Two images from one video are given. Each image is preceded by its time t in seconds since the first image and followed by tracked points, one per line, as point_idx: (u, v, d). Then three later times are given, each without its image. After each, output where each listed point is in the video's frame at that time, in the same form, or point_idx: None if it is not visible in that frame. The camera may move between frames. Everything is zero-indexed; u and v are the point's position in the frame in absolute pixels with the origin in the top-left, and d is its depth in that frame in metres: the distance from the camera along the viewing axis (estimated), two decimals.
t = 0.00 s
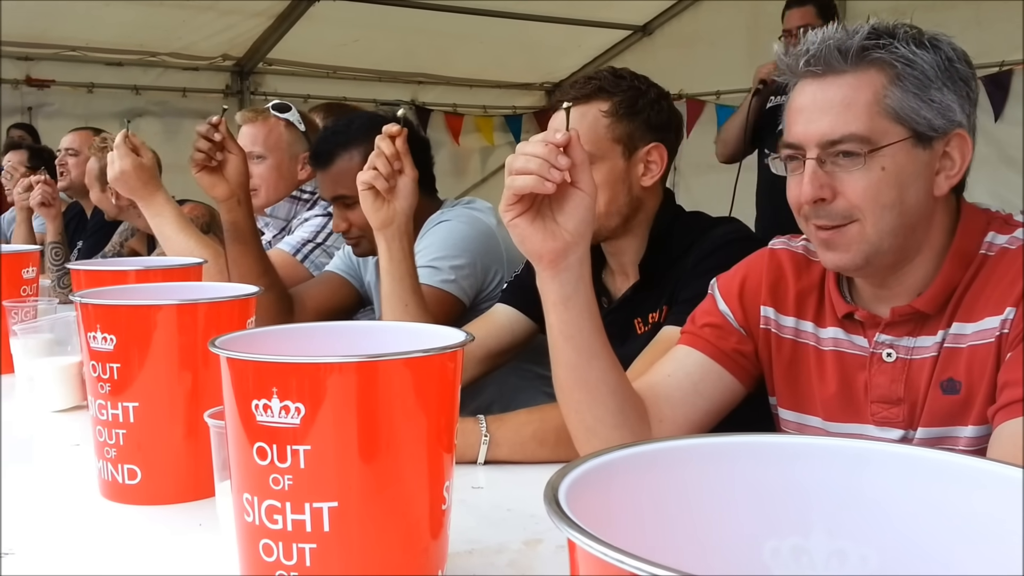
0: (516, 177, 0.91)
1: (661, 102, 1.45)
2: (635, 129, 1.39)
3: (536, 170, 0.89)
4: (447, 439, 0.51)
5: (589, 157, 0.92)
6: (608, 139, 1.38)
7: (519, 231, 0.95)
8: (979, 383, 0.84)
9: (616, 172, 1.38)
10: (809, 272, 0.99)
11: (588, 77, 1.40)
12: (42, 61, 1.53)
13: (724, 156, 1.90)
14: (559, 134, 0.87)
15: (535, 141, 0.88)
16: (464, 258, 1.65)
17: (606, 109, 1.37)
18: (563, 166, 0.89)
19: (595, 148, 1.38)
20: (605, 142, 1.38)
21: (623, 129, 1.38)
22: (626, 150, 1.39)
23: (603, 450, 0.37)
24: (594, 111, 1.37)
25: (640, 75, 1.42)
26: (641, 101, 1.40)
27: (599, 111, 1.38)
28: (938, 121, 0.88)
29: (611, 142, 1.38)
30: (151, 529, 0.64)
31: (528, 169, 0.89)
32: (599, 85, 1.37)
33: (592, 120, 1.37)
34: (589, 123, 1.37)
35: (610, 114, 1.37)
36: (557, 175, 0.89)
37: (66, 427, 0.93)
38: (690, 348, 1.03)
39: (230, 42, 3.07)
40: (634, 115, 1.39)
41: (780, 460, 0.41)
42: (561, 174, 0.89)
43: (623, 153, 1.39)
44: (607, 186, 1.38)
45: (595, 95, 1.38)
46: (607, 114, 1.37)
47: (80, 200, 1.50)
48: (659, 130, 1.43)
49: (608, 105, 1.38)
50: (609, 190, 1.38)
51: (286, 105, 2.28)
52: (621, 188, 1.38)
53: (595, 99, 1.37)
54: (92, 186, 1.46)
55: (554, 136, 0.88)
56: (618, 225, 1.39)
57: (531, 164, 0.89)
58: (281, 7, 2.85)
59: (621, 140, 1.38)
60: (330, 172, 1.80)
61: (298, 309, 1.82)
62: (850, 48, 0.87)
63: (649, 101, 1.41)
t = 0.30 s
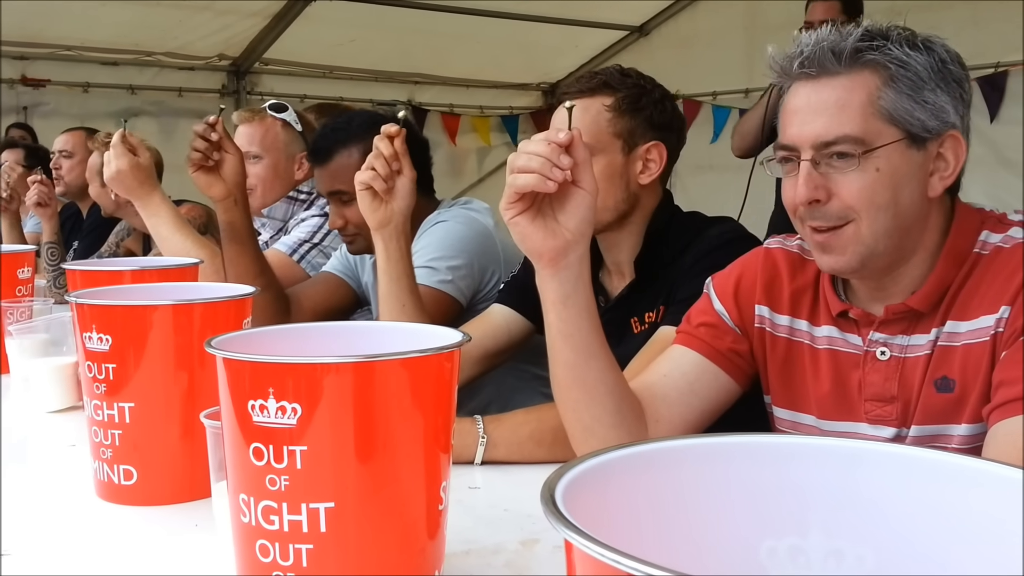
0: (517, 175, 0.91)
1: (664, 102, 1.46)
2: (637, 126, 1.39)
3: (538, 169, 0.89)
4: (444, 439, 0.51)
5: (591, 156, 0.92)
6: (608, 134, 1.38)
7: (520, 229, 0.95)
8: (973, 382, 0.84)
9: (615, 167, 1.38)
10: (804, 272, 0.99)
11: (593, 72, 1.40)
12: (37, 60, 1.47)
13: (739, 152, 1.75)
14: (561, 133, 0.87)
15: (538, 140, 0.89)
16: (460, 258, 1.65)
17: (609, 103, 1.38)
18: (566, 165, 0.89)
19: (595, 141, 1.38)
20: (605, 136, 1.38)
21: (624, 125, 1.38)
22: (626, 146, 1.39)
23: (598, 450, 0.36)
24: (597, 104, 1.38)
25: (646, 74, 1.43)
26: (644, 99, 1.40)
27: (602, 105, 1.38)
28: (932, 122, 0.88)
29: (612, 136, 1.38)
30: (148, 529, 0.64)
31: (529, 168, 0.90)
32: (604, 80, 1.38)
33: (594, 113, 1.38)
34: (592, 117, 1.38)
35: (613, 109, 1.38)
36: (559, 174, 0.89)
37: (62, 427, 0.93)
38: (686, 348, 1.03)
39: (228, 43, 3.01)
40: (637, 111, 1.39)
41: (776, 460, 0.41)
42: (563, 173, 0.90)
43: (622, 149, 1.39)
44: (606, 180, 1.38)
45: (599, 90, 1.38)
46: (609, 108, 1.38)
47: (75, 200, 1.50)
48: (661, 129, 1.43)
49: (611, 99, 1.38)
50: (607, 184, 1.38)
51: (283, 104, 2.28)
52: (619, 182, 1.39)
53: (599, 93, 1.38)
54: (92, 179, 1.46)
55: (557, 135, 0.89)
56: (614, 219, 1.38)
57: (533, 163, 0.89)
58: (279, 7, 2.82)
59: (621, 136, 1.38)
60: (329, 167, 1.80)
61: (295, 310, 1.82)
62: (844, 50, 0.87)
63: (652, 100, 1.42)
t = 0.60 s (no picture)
0: (521, 174, 0.90)
1: (665, 104, 1.47)
2: (637, 129, 1.40)
3: (543, 168, 0.89)
4: (443, 440, 0.51)
5: (595, 155, 0.92)
6: (609, 137, 1.38)
7: (523, 227, 0.95)
8: (972, 383, 0.84)
9: (615, 169, 1.39)
10: (803, 273, 1.00)
11: (593, 74, 1.41)
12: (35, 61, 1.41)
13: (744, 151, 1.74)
14: (566, 132, 0.88)
15: (542, 139, 0.89)
16: (459, 259, 1.65)
17: (610, 106, 1.39)
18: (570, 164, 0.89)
19: (596, 144, 1.38)
20: (605, 139, 1.38)
21: (624, 127, 1.39)
22: (626, 149, 1.39)
23: (596, 451, 0.37)
24: (598, 107, 1.39)
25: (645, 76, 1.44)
26: (643, 101, 1.41)
27: (602, 108, 1.39)
28: (932, 122, 0.88)
29: (612, 139, 1.38)
30: (148, 529, 0.64)
31: (534, 166, 0.89)
32: (604, 82, 1.39)
33: (593, 116, 1.39)
34: (593, 119, 1.38)
35: (613, 111, 1.39)
36: (563, 172, 0.89)
37: (60, 428, 0.93)
38: (684, 349, 1.03)
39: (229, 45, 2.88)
40: (637, 114, 1.40)
41: (774, 460, 0.41)
42: (567, 171, 0.90)
43: (622, 151, 1.39)
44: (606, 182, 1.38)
45: (599, 92, 1.39)
46: (609, 111, 1.39)
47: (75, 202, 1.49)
48: (662, 132, 1.44)
49: (611, 102, 1.39)
50: (608, 186, 1.38)
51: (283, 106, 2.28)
52: (619, 185, 1.39)
53: (600, 95, 1.39)
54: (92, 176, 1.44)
55: (561, 134, 0.89)
56: (615, 222, 1.38)
57: (538, 161, 0.89)
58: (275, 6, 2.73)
59: (621, 139, 1.39)
60: (329, 165, 1.80)
61: (293, 311, 1.81)
62: (844, 49, 0.87)
63: (653, 102, 1.43)
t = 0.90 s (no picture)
0: (524, 173, 0.90)
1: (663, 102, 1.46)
2: (639, 129, 1.40)
3: (545, 167, 0.89)
4: (443, 440, 0.51)
5: (597, 154, 0.92)
6: (612, 139, 1.38)
7: (524, 226, 0.95)
8: (974, 384, 0.85)
9: (621, 171, 1.39)
10: (804, 274, 1.00)
11: (591, 77, 1.40)
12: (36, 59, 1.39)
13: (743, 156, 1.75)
14: (569, 131, 0.87)
15: (545, 139, 0.89)
16: (460, 260, 1.65)
17: (611, 109, 1.38)
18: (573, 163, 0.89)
19: (601, 147, 1.38)
20: (609, 141, 1.38)
21: (627, 128, 1.39)
22: (630, 149, 1.40)
23: (597, 451, 0.37)
24: (598, 111, 1.38)
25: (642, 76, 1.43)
26: (644, 101, 1.41)
27: (603, 111, 1.38)
28: (930, 123, 0.89)
29: (616, 142, 1.38)
30: (148, 530, 0.64)
31: (536, 166, 0.90)
32: (602, 85, 1.38)
33: (594, 120, 1.38)
34: (594, 123, 1.38)
35: (614, 114, 1.38)
36: (566, 172, 0.89)
37: (60, 428, 0.93)
38: (685, 350, 1.03)
39: (229, 43, 2.84)
40: (637, 115, 1.40)
41: (775, 460, 0.41)
42: (570, 171, 0.90)
43: (627, 152, 1.40)
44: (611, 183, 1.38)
45: (599, 95, 1.38)
46: (611, 114, 1.38)
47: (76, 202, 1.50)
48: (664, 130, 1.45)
49: (612, 105, 1.38)
50: (613, 188, 1.38)
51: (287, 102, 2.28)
52: (626, 186, 1.39)
53: (599, 99, 1.38)
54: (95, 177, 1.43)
55: (564, 133, 0.88)
56: (619, 222, 1.38)
57: (540, 161, 0.89)
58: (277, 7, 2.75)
59: (624, 140, 1.39)
60: (329, 163, 1.81)
61: (294, 311, 1.81)
62: (843, 50, 0.88)
63: (652, 101, 1.43)
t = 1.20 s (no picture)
0: (526, 173, 0.90)
1: (651, 99, 1.45)
2: (630, 132, 1.40)
3: (547, 167, 0.89)
4: (445, 441, 0.51)
5: (598, 153, 0.92)
6: (605, 146, 1.39)
7: (527, 226, 0.95)
8: (976, 385, 0.85)
9: (618, 176, 1.39)
10: (807, 273, 1.00)
11: (574, 84, 1.39)
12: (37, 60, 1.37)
13: (716, 156, 1.75)
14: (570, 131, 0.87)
15: (546, 139, 0.88)
16: (462, 260, 1.65)
17: (599, 116, 1.39)
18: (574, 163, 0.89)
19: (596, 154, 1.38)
20: (603, 147, 1.39)
21: (617, 134, 1.39)
22: (624, 154, 1.40)
23: (597, 451, 0.37)
24: (587, 119, 1.38)
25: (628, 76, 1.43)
26: (632, 103, 1.41)
27: (592, 119, 1.39)
28: (884, 148, 0.89)
29: (608, 148, 1.38)
30: (149, 529, 0.64)
31: (539, 166, 0.89)
32: (588, 92, 1.38)
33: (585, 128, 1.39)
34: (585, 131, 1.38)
35: (603, 121, 1.39)
36: (568, 172, 0.89)
37: (62, 428, 0.93)
38: (687, 350, 1.03)
39: (229, 43, 2.71)
40: (626, 118, 1.40)
41: (777, 460, 0.41)
42: (571, 171, 0.90)
43: (621, 158, 1.40)
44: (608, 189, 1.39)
45: (587, 103, 1.39)
46: (600, 121, 1.39)
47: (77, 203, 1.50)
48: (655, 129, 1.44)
49: (600, 111, 1.39)
50: (610, 195, 1.39)
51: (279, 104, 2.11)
52: (623, 191, 1.39)
53: (588, 106, 1.38)
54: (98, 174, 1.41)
55: (565, 133, 0.88)
56: (622, 231, 1.38)
57: (542, 161, 0.89)
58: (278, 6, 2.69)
59: (617, 145, 1.39)
60: (329, 163, 1.82)
61: (295, 311, 1.82)
62: (808, 61, 0.91)
63: (640, 102, 1.42)
